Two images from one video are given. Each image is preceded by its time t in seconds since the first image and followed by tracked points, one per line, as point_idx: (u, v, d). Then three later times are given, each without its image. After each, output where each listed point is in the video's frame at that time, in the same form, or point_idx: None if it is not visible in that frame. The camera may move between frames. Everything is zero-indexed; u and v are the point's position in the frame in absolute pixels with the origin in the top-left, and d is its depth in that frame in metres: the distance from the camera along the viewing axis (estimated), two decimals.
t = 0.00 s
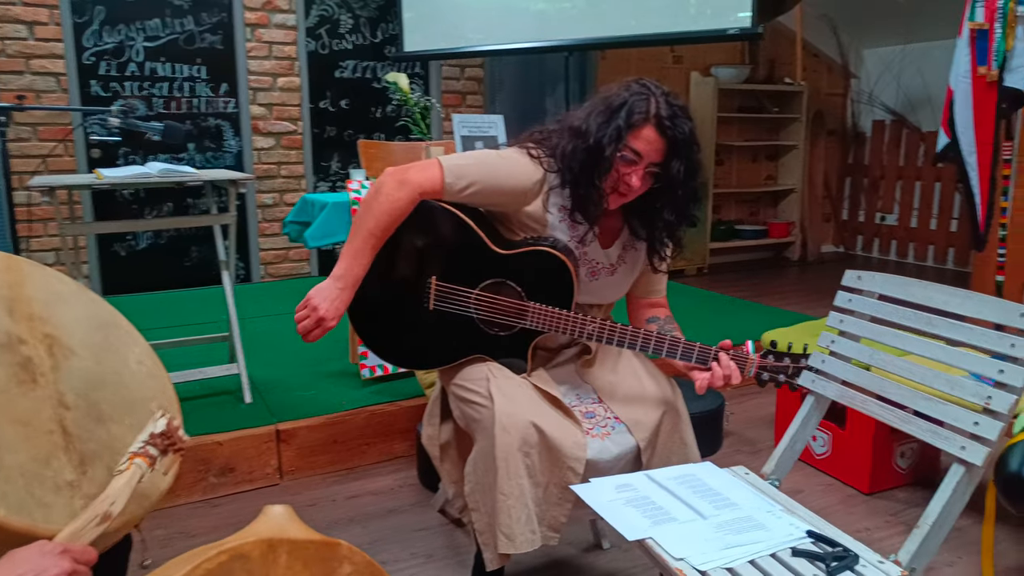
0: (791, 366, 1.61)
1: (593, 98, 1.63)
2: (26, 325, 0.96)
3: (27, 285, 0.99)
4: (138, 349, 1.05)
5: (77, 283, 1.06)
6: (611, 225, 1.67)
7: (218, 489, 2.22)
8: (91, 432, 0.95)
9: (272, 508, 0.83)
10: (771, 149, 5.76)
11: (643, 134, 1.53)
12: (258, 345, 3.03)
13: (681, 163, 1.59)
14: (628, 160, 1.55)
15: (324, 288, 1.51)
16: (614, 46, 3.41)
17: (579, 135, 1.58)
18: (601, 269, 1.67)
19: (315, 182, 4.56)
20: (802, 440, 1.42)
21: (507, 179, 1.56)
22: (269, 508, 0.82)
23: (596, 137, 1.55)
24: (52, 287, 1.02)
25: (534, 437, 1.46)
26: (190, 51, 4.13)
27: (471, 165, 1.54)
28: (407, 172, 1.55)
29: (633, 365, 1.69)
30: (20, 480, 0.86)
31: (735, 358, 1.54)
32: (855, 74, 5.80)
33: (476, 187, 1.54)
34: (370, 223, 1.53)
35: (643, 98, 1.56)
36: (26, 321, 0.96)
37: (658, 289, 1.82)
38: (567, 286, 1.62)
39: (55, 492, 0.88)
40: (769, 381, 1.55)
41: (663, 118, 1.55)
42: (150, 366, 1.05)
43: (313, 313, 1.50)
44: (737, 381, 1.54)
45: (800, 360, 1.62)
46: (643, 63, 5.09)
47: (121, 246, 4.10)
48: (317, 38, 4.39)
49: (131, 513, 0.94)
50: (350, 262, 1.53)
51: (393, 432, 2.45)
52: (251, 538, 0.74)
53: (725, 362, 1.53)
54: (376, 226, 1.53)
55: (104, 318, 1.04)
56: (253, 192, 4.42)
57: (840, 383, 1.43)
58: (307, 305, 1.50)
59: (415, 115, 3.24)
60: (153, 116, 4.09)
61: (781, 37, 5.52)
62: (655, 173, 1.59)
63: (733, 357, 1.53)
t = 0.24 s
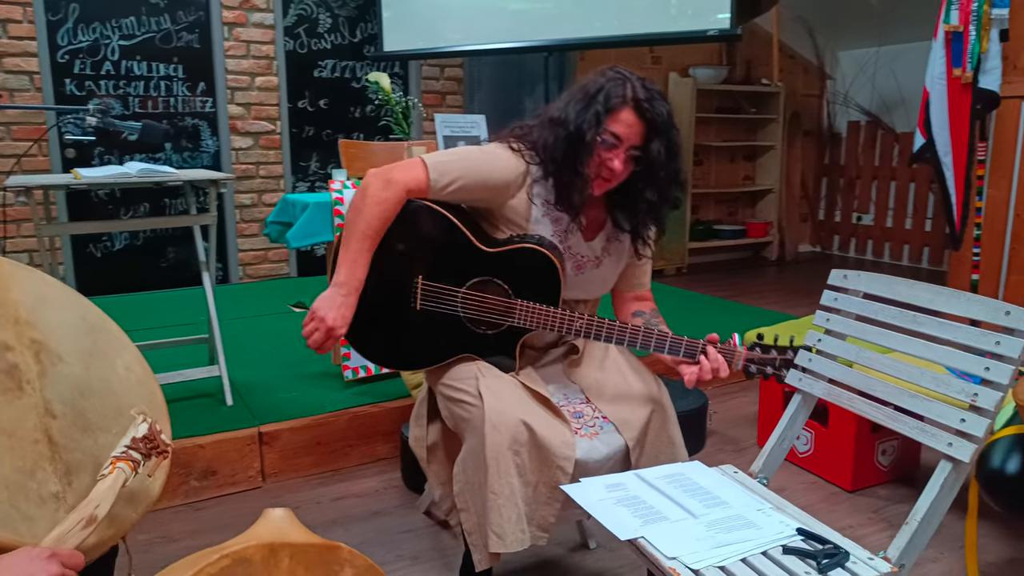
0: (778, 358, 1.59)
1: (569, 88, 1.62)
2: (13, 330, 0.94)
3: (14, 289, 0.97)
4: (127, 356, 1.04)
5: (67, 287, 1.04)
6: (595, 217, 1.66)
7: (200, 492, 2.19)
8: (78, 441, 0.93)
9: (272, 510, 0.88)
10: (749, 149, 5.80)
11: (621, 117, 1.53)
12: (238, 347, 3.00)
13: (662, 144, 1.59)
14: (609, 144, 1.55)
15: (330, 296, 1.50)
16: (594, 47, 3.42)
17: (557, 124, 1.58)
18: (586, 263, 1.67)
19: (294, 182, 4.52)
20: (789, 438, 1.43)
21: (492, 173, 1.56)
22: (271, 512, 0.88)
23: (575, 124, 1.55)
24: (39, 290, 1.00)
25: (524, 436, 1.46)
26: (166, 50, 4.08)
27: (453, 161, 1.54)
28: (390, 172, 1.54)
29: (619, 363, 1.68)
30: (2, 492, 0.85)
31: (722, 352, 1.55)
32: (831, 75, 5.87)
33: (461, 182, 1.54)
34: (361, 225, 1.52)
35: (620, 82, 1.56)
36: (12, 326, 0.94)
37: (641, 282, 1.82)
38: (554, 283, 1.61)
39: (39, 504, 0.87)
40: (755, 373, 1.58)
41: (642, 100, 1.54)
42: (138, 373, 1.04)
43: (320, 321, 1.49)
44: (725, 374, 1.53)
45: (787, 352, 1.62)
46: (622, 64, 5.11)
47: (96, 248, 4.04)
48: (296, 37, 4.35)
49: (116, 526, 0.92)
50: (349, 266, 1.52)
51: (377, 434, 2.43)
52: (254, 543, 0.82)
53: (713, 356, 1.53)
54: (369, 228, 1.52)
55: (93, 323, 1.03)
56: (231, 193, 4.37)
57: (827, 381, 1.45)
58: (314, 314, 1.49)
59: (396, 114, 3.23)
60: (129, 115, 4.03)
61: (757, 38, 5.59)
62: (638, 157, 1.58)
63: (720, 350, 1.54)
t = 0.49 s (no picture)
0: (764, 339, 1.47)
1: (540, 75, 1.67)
2: (11, 335, 0.94)
3: (11, 293, 0.97)
4: (124, 360, 1.03)
5: (64, 292, 1.04)
6: (572, 203, 1.67)
7: (191, 495, 2.18)
8: (76, 447, 0.93)
9: (277, 514, 0.81)
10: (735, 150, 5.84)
11: (590, 94, 1.57)
12: (228, 350, 2.98)
13: (631, 118, 1.61)
14: (581, 121, 1.57)
15: (397, 284, 1.49)
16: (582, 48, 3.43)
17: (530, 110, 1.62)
18: (567, 248, 1.63)
19: (281, 184, 4.50)
20: (780, 438, 1.45)
21: (472, 164, 1.57)
22: (277, 515, 0.80)
23: (547, 106, 1.59)
24: (36, 294, 1.00)
25: (518, 430, 1.47)
26: (152, 50, 4.05)
27: (430, 156, 1.56)
28: (375, 169, 1.55)
29: (609, 360, 1.69)
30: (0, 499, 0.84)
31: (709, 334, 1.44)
32: (816, 76, 5.91)
33: (439, 175, 1.56)
34: (378, 218, 1.52)
35: (586, 64, 1.60)
36: (10, 331, 0.94)
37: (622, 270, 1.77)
38: (540, 273, 1.60)
39: (37, 511, 0.87)
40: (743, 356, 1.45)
41: (609, 77, 1.58)
42: (135, 377, 1.02)
43: (398, 307, 1.46)
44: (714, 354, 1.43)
45: (772, 333, 1.47)
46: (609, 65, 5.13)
47: (82, 250, 4.01)
48: (282, 38, 4.34)
49: (114, 531, 0.92)
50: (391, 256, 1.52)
51: (368, 436, 2.43)
52: (263, 545, 0.72)
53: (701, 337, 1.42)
54: (384, 220, 1.52)
55: (90, 327, 1.03)
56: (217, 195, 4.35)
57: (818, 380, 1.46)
58: (392, 306, 1.47)
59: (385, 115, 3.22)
60: (114, 116, 4.01)
61: (743, 39, 5.63)
62: (610, 135, 1.61)
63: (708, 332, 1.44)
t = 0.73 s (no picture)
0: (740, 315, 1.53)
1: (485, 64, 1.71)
2: None
3: None
4: (107, 364, 1.00)
5: (45, 297, 1.02)
6: (539, 183, 1.73)
7: (178, 499, 2.16)
8: (61, 450, 0.92)
9: (269, 518, 0.81)
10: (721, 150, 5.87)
11: (545, 62, 1.65)
12: (214, 352, 2.97)
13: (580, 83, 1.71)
14: (544, 85, 1.64)
15: (431, 251, 1.55)
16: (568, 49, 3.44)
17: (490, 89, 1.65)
18: (539, 232, 1.67)
19: (267, 185, 4.48)
20: (768, 437, 1.46)
21: (440, 151, 1.61)
22: (269, 518, 0.80)
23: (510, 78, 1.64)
24: (16, 299, 0.98)
25: (508, 425, 1.47)
26: (135, 51, 4.02)
27: (398, 152, 1.60)
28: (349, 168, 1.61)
29: (594, 358, 1.69)
30: None
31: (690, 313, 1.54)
32: (800, 77, 5.95)
33: (404, 167, 1.59)
34: (373, 206, 1.56)
35: (528, 44, 1.69)
36: None
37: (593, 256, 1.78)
38: (521, 261, 1.63)
39: (26, 513, 0.88)
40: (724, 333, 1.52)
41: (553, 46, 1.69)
42: (119, 381, 1.00)
43: (447, 270, 1.55)
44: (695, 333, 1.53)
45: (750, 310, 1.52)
46: (595, 66, 5.15)
47: (65, 252, 3.97)
48: (268, 39, 4.32)
49: (103, 534, 0.88)
50: (401, 230, 1.56)
51: (357, 438, 2.42)
52: (255, 549, 0.71)
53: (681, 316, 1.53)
54: (379, 206, 1.57)
55: (71, 332, 1.00)
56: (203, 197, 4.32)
57: (805, 380, 1.47)
58: (441, 274, 1.55)
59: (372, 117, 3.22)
60: (97, 118, 3.97)
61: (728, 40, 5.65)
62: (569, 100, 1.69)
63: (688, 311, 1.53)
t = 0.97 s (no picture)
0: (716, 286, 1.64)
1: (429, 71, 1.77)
2: None
3: None
4: (95, 370, 1.03)
5: (33, 304, 1.04)
6: (508, 176, 1.78)
7: (168, 502, 2.16)
8: (51, 453, 0.92)
9: (265, 518, 0.82)
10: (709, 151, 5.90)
11: (478, 55, 1.71)
12: (204, 354, 2.96)
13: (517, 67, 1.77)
14: (482, 77, 1.69)
15: (410, 248, 1.57)
16: (557, 51, 3.46)
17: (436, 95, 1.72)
18: (512, 222, 1.70)
19: (256, 187, 4.47)
20: (756, 437, 1.48)
21: (410, 154, 1.66)
22: (265, 519, 0.81)
23: (453, 80, 1.70)
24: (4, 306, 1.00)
25: (497, 420, 1.48)
26: (123, 52, 4.01)
27: (368, 159, 1.64)
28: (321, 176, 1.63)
29: (582, 357, 1.70)
30: None
31: (666, 285, 1.61)
32: (786, 78, 6.00)
33: (376, 172, 1.63)
34: (346, 210, 1.58)
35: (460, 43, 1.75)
36: None
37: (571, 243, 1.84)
38: (500, 255, 1.66)
39: (16, 515, 0.87)
40: (701, 302, 1.61)
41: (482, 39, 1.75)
42: (107, 387, 1.03)
43: (428, 265, 1.56)
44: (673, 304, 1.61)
45: (723, 280, 1.64)
46: (583, 68, 5.17)
47: (52, 254, 3.95)
48: (256, 40, 4.30)
49: (94, 535, 0.90)
50: (377, 230, 1.58)
51: (347, 439, 2.43)
52: (251, 549, 0.72)
53: (658, 289, 1.60)
54: (355, 209, 1.59)
55: (59, 339, 1.02)
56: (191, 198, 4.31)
57: (792, 380, 1.49)
58: (422, 270, 1.56)
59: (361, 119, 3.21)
60: (85, 119, 3.95)
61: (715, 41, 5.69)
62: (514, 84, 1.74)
63: (664, 283, 1.61)
